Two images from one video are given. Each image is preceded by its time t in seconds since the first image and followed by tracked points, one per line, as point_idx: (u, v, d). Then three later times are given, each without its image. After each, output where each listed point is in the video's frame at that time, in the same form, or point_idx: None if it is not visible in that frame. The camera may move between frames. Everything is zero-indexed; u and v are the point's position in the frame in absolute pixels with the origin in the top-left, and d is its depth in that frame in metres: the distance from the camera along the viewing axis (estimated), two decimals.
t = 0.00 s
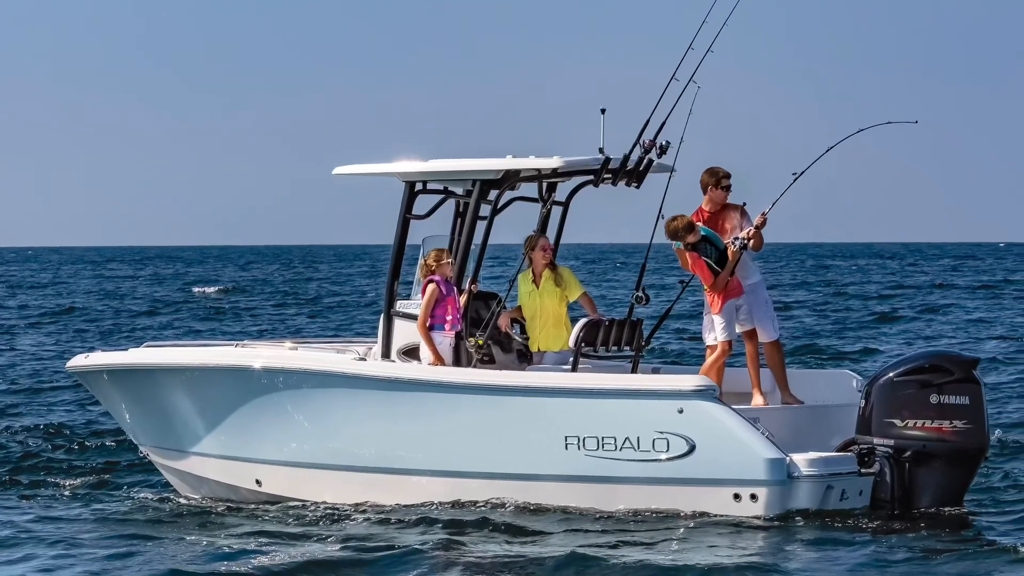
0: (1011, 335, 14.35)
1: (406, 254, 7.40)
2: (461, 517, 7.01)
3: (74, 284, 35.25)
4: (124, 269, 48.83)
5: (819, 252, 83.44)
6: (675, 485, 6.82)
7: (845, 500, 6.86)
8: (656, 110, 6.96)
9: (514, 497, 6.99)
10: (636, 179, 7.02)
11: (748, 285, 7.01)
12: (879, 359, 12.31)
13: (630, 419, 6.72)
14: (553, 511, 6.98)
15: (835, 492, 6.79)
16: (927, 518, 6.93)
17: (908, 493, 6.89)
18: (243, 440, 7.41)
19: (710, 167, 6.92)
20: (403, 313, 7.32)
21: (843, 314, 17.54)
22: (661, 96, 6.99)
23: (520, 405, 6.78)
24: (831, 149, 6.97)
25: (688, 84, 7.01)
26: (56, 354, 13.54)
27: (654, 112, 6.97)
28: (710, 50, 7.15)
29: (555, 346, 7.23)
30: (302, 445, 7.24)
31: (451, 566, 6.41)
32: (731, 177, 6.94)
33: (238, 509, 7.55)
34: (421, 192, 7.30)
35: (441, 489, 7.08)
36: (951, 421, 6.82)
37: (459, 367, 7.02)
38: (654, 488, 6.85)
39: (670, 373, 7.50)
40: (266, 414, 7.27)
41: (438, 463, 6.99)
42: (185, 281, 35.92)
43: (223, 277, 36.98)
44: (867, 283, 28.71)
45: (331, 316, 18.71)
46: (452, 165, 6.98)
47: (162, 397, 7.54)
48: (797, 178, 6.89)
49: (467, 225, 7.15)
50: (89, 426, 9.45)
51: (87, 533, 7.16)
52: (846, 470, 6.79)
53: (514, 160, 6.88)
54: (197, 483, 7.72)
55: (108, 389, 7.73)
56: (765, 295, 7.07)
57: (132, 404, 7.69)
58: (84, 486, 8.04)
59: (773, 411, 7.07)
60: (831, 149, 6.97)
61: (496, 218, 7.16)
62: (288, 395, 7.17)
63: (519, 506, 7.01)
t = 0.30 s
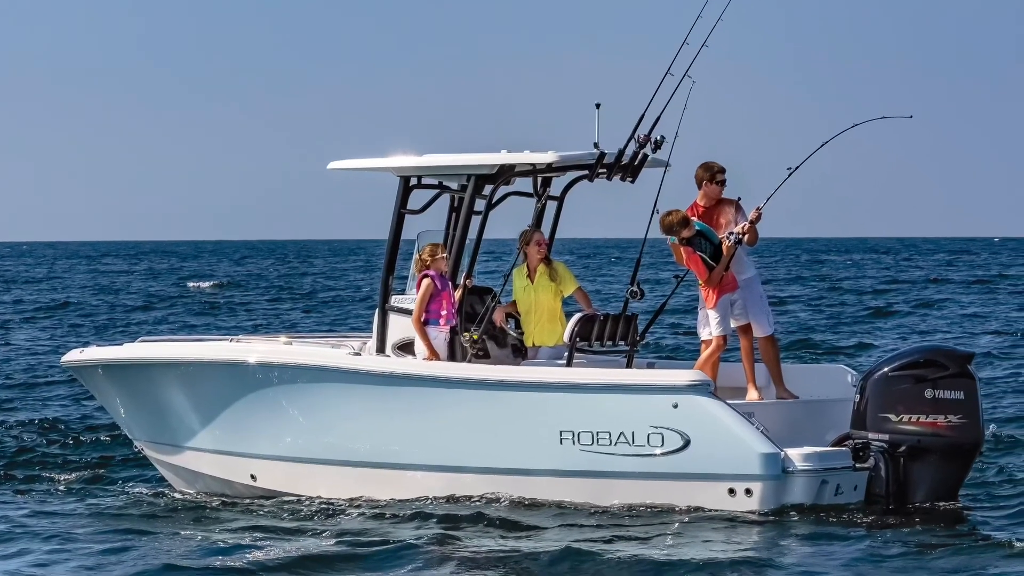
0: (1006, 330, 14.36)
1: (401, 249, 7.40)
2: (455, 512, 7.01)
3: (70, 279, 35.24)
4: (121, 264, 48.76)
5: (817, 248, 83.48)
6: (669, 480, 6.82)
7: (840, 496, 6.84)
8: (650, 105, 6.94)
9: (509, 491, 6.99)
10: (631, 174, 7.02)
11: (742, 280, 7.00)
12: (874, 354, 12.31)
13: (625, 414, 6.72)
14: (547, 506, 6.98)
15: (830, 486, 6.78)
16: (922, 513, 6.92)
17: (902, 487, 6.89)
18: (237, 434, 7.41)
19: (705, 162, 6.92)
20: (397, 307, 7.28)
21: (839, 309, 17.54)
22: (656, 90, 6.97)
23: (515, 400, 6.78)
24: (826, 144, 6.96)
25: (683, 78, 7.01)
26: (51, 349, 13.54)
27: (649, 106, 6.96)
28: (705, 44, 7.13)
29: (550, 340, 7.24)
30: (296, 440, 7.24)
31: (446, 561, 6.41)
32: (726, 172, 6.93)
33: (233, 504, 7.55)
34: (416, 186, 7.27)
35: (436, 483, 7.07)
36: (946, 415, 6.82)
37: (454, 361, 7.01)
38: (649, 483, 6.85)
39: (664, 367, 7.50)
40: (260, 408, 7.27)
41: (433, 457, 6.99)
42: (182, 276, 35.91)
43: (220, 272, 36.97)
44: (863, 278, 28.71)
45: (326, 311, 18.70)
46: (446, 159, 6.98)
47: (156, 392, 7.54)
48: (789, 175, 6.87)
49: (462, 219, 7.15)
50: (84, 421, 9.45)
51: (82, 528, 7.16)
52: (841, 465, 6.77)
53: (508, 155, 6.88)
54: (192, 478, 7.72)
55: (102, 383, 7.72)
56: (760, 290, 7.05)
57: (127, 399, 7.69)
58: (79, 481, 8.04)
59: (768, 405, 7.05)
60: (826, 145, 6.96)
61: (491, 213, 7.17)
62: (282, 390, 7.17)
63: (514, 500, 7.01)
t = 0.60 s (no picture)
0: (1000, 325, 14.36)
1: (395, 244, 7.39)
2: (450, 506, 7.01)
3: (68, 274, 35.23)
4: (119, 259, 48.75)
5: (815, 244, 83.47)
6: (664, 475, 6.82)
7: (835, 490, 6.86)
8: (645, 100, 6.94)
9: (503, 486, 6.99)
10: (626, 169, 7.02)
11: (737, 275, 7.00)
12: (868, 349, 12.32)
13: (619, 409, 6.71)
14: (542, 501, 6.98)
15: (824, 481, 6.79)
16: (917, 508, 6.93)
17: (897, 482, 6.90)
18: (232, 429, 7.41)
19: (700, 157, 6.92)
20: (392, 302, 7.31)
21: (834, 304, 17.55)
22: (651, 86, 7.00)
23: (510, 394, 6.77)
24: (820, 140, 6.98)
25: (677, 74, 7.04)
26: (46, 343, 13.54)
27: (644, 102, 6.98)
28: (700, 40, 7.16)
29: (545, 335, 7.23)
30: (291, 434, 7.24)
31: (441, 556, 6.41)
32: (721, 166, 6.93)
33: (228, 499, 7.55)
34: (411, 181, 7.26)
35: (430, 478, 7.07)
36: (941, 410, 6.82)
37: (449, 356, 7.02)
38: (644, 478, 6.85)
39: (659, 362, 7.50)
40: (255, 403, 7.26)
41: (428, 452, 6.99)
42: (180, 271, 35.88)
43: (218, 268, 36.95)
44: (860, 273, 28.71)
45: (321, 305, 18.69)
46: (441, 155, 6.96)
47: (151, 387, 7.53)
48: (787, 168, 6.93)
49: (457, 214, 7.11)
50: (79, 415, 9.45)
51: (77, 523, 7.17)
52: (835, 460, 6.77)
53: (503, 150, 6.88)
54: (187, 473, 7.72)
55: (97, 378, 7.71)
56: (754, 285, 7.06)
57: (122, 394, 7.69)
58: (74, 476, 8.04)
59: (762, 400, 7.06)
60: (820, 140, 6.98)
61: (486, 208, 7.16)
62: (277, 384, 7.16)
63: (508, 495, 7.00)
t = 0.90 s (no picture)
0: (995, 319, 14.37)
1: (390, 239, 7.37)
2: (445, 501, 7.01)
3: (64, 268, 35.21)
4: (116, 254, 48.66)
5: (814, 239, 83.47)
6: (659, 469, 6.82)
7: (830, 485, 6.86)
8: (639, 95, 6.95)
9: (498, 481, 6.99)
10: (621, 164, 7.01)
11: (731, 270, 7.01)
12: (863, 343, 12.32)
13: (614, 403, 6.71)
14: (537, 495, 6.98)
15: (819, 476, 6.81)
16: (912, 502, 6.93)
17: (892, 476, 6.90)
18: (227, 425, 7.41)
19: (695, 152, 6.91)
20: (387, 297, 7.29)
21: (830, 299, 17.55)
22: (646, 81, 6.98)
23: (505, 389, 6.78)
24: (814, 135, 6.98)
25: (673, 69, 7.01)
26: (41, 338, 13.53)
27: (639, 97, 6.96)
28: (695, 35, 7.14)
29: (540, 330, 7.23)
30: (286, 429, 7.24)
31: (435, 551, 6.41)
32: (716, 161, 6.93)
33: (222, 494, 7.55)
34: (406, 176, 7.29)
35: (426, 473, 7.07)
36: (936, 405, 6.82)
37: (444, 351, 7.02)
38: (639, 473, 6.85)
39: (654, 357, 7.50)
40: (250, 398, 7.26)
41: (422, 447, 6.99)
42: (176, 266, 35.84)
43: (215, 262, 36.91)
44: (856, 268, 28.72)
45: (316, 300, 18.68)
46: (435, 149, 6.99)
47: (146, 382, 7.53)
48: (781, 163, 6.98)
49: (451, 209, 7.17)
50: (73, 410, 9.44)
51: (72, 518, 7.17)
52: (830, 455, 6.78)
53: (497, 145, 6.88)
54: (182, 468, 7.72)
55: (92, 373, 7.71)
56: (749, 280, 7.06)
57: (117, 389, 7.69)
58: (68, 471, 8.03)
59: (757, 395, 7.07)
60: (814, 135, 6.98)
61: (480, 203, 7.15)
62: (271, 379, 7.16)
63: (503, 490, 7.01)
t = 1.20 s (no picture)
0: (991, 314, 14.38)
1: (385, 234, 7.40)
2: (440, 496, 7.00)
3: (60, 263, 35.18)
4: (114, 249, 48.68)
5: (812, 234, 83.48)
6: (653, 465, 6.82)
7: (824, 480, 6.85)
8: (634, 90, 6.96)
9: (493, 476, 6.99)
10: (615, 159, 7.02)
11: (726, 265, 7.00)
12: (858, 338, 12.33)
13: (609, 398, 6.71)
14: (531, 490, 6.98)
15: (814, 471, 6.79)
16: (906, 497, 6.92)
17: (887, 471, 6.90)
18: (222, 420, 7.41)
19: (690, 147, 6.91)
20: (381, 292, 7.28)
21: (825, 294, 17.56)
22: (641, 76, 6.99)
23: (499, 384, 6.77)
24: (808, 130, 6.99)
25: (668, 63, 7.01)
26: (35, 333, 13.52)
27: (633, 92, 6.96)
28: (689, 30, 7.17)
29: (534, 325, 7.23)
30: (281, 424, 7.24)
31: (430, 545, 6.41)
32: (710, 156, 6.93)
33: (217, 488, 7.55)
34: (400, 171, 7.26)
35: (420, 468, 7.06)
36: (930, 399, 6.82)
37: (438, 346, 7.00)
38: (633, 468, 6.85)
39: (648, 352, 7.51)
40: (244, 392, 7.26)
41: (417, 442, 6.99)
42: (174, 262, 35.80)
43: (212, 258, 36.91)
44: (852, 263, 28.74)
45: (310, 295, 18.67)
46: (430, 144, 6.97)
47: (141, 377, 7.53)
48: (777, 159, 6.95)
49: (447, 204, 7.15)
50: (68, 405, 9.44)
51: (67, 512, 7.17)
52: (824, 450, 6.76)
53: (492, 140, 6.87)
54: (177, 462, 7.72)
55: (86, 368, 7.71)
56: (744, 275, 7.05)
57: (112, 384, 7.68)
58: (63, 465, 8.03)
59: (752, 390, 7.06)
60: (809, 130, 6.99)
61: (475, 197, 7.18)
62: (266, 374, 7.16)
63: (498, 485, 7.01)
